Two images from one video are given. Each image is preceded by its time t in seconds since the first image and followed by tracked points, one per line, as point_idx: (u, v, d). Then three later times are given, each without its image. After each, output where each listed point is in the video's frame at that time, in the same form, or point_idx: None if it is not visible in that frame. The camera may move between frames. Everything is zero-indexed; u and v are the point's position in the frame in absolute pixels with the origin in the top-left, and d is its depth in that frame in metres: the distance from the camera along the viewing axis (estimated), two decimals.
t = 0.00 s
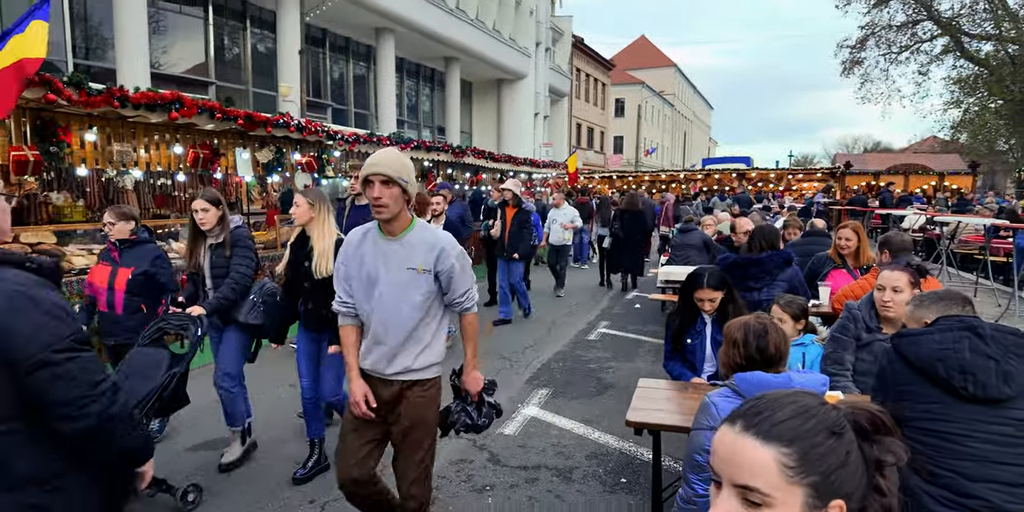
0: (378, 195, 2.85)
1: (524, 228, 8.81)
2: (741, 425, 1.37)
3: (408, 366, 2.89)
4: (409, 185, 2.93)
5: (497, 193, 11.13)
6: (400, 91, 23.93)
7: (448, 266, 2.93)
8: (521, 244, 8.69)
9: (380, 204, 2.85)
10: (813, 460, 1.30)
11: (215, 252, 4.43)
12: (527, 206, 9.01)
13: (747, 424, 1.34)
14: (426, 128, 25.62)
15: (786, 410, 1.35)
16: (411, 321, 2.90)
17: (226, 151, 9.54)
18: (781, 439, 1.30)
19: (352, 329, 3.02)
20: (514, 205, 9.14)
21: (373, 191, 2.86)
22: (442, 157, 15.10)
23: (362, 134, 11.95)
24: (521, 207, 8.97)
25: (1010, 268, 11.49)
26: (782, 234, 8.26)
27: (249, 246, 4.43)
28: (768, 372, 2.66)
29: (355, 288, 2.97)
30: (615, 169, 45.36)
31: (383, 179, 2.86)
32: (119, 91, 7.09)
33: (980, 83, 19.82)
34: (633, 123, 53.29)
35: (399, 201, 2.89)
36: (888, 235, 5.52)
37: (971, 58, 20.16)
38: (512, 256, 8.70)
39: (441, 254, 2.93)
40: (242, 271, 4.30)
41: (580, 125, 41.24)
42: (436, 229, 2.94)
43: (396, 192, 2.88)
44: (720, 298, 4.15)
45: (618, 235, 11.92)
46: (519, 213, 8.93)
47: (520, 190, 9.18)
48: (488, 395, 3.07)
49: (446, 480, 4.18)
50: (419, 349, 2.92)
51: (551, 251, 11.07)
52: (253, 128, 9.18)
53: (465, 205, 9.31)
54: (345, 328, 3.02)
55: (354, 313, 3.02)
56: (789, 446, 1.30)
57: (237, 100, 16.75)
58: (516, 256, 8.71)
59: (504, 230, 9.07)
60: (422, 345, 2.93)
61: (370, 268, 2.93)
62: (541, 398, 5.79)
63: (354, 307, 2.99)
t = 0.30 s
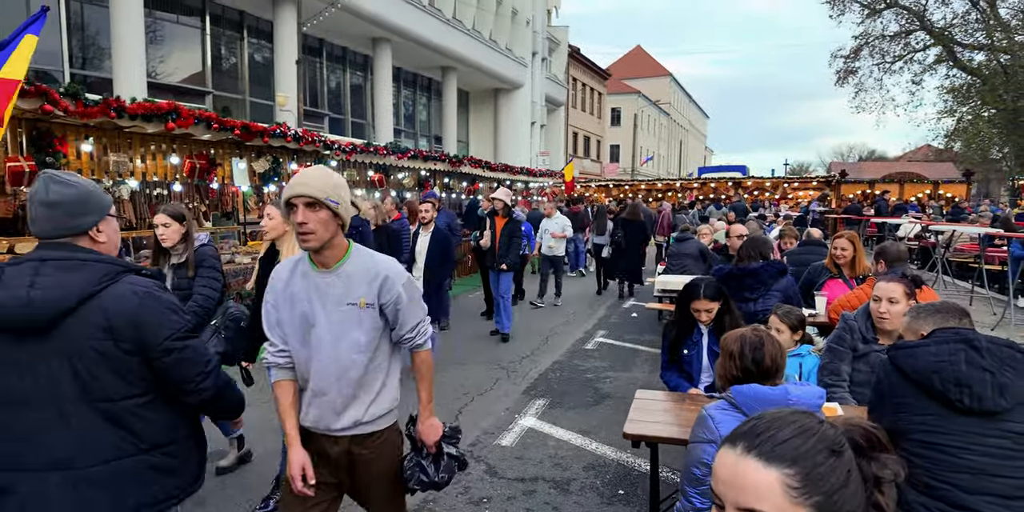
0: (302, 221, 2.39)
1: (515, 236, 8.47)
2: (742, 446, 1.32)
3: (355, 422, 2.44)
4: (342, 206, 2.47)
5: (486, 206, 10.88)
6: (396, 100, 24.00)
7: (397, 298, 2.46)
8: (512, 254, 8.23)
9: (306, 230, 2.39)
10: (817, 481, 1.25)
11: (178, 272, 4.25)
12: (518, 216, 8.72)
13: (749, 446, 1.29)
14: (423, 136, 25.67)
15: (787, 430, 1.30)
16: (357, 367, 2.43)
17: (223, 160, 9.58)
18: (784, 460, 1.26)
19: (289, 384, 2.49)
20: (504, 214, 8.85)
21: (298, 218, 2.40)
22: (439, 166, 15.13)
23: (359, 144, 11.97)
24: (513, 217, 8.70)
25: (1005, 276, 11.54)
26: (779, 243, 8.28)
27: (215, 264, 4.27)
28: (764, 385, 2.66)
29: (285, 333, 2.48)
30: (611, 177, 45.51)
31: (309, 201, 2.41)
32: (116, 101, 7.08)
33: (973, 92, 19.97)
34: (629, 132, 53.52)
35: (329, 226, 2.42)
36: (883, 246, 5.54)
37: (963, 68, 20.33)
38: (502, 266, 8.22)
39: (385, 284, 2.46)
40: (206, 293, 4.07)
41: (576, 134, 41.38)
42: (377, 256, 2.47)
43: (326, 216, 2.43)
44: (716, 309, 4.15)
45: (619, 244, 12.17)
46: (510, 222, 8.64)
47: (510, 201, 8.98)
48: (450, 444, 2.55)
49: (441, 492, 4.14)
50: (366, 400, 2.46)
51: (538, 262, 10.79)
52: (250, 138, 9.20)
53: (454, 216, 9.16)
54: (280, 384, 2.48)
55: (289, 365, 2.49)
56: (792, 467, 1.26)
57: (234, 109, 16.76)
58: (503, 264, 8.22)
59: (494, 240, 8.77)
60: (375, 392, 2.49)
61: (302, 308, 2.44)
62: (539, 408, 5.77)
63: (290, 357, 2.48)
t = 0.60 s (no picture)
0: (178, 228, 2.06)
1: (509, 247, 8.20)
2: (744, 464, 1.31)
3: (244, 467, 2.14)
4: (224, 208, 2.11)
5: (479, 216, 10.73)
6: (395, 107, 24.03)
7: (285, 327, 2.10)
8: (506, 265, 7.99)
9: (184, 240, 2.06)
10: (820, 500, 1.24)
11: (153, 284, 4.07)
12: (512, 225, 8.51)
13: (751, 463, 1.29)
14: (421, 143, 25.71)
15: (788, 448, 1.29)
16: (244, 404, 2.11)
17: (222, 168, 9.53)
18: (787, 479, 1.25)
19: (175, 417, 2.24)
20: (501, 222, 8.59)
21: (169, 226, 2.06)
22: (437, 173, 15.16)
23: (358, 151, 11.99)
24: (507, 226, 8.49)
25: (1003, 284, 11.55)
26: (777, 251, 8.27)
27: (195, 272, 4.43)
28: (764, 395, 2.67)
29: (173, 360, 2.20)
30: (610, 184, 45.58)
31: (183, 202, 2.06)
32: (115, 109, 7.10)
33: (969, 100, 20.08)
34: (627, 139, 53.64)
35: (212, 234, 2.09)
36: (881, 253, 5.54)
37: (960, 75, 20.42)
38: (496, 278, 7.97)
39: (278, 305, 2.10)
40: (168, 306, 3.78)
41: (574, 141, 41.44)
42: (271, 273, 2.12)
43: (208, 221, 2.10)
44: (715, 317, 4.15)
45: (619, 250, 12.22)
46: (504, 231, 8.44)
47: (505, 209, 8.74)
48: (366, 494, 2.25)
49: (440, 502, 4.12)
50: (257, 442, 2.16)
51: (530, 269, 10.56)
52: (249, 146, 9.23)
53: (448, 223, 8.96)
54: (157, 418, 2.23)
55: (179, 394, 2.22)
56: (795, 485, 1.25)
57: (233, 116, 16.77)
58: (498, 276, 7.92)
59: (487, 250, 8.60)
60: (270, 431, 2.17)
61: (188, 333, 2.15)
62: (537, 416, 5.77)
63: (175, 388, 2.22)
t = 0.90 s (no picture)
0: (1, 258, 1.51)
1: (504, 254, 8.10)
2: (741, 478, 1.32)
3: None
4: (70, 241, 1.55)
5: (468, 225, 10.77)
6: (394, 115, 24.08)
7: (128, 399, 1.58)
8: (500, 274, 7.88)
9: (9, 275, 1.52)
10: None
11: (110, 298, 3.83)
12: (508, 232, 8.37)
13: (749, 478, 1.30)
14: (419, 150, 25.77)
15: (782, 462, 1.30)
16: (81, 487, 1.60)
17: (220, 176, 9.50)
18: (784, 494, 1.26)
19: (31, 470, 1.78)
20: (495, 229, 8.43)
21: None
22: (436, 181, 15.19)
23: (357, 158, 12.03)
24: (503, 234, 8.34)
25: (1000, 290, 11.60)
26: (774, 259, 8.29)
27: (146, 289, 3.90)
28: (761, 404, 2.68)
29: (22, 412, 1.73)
30: (608, 191, 45.70)
31: (10, 231, 1.51)
32: (114, 117, 7.12)
33: (965, 107, 20.23)
34: (625, 147, 53.82)
35: (49, 273, 1.55)
36: (878, 262, 5.57)
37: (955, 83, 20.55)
38: (490, 286, 7.93)
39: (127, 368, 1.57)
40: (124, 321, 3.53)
41: (572, 148, 41.53)
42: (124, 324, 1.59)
43: (47, 253, 1.55)
44: (710, 327, 4.17)
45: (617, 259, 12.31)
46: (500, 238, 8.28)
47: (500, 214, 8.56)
48: None
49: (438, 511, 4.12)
50: None
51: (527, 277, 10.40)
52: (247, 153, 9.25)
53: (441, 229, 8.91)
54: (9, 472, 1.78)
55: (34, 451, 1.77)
56: (790, 499, 1.26)
57: (232, 123, 16.80)
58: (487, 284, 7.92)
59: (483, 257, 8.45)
60: None
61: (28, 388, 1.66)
62: (535, 424, 5.76)
63: (25, 442, 1.76)
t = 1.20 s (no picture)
0: None
1: (493, 266, 7.93)
2: (736, 491, 1.33)
3: None
4: None
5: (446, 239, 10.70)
6: (392, 121, 24.13)
7: None
8: (489, 285, 7.87)
9: None
10: None
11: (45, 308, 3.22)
12: (498, 241, 8.16)
13: (742, 491, 1.31)
14: (418, 157, 25.83)
15: (776, 475, 1.30)
16: None
17: (220, 183, 9.48)
18: (778, 507, 1.27)
19: None
20: (484, 236, 8.21)
21: None
22: (434, 188, 15.22)
23: (355, 166, 12.07)
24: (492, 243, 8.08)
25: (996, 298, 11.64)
26: (772, 266, 8.31)
27: (94, 301, 3.25)
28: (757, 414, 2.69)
29: None
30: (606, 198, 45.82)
31: None
32: (113, 125, 7.12)
33: (961, 115, 20.35)
34: (623, 154, 54.01)
35: None
36: (874, 270, 5.57)
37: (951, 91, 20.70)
38: (481, 296, 7.93)
39: None
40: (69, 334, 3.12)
41: (570, 155, 41.63)
42: None
43: None
44: (707, 334, 4.18)
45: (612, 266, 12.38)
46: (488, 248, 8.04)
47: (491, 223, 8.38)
48: None
49: None
50: None
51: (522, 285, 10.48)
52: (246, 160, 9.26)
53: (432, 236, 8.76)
54: None
55: None
56: None
57: (230, 130, 16.83)
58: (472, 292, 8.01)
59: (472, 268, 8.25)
60: None
61: None
62: (533, 433, 5.75)
63: None
